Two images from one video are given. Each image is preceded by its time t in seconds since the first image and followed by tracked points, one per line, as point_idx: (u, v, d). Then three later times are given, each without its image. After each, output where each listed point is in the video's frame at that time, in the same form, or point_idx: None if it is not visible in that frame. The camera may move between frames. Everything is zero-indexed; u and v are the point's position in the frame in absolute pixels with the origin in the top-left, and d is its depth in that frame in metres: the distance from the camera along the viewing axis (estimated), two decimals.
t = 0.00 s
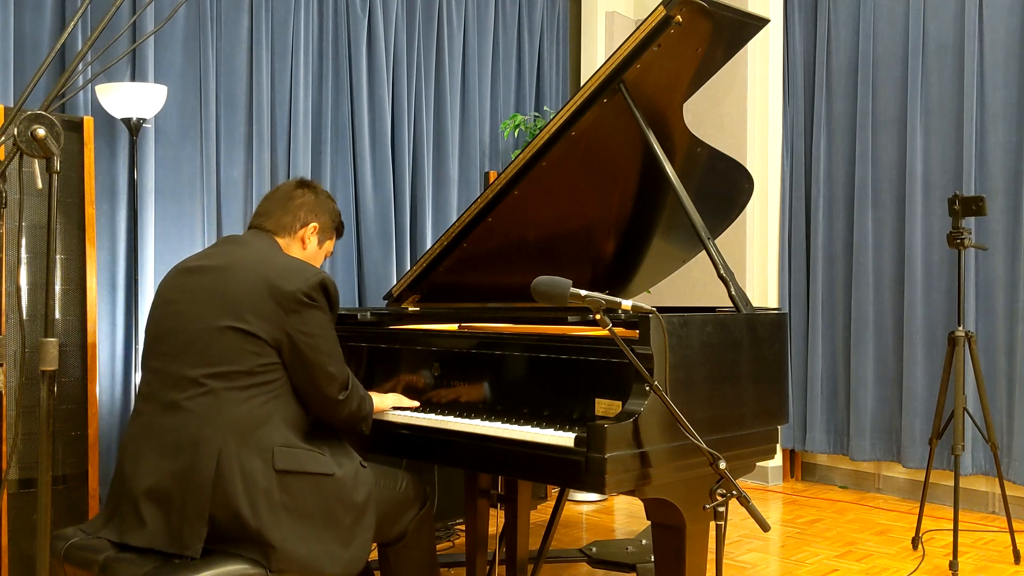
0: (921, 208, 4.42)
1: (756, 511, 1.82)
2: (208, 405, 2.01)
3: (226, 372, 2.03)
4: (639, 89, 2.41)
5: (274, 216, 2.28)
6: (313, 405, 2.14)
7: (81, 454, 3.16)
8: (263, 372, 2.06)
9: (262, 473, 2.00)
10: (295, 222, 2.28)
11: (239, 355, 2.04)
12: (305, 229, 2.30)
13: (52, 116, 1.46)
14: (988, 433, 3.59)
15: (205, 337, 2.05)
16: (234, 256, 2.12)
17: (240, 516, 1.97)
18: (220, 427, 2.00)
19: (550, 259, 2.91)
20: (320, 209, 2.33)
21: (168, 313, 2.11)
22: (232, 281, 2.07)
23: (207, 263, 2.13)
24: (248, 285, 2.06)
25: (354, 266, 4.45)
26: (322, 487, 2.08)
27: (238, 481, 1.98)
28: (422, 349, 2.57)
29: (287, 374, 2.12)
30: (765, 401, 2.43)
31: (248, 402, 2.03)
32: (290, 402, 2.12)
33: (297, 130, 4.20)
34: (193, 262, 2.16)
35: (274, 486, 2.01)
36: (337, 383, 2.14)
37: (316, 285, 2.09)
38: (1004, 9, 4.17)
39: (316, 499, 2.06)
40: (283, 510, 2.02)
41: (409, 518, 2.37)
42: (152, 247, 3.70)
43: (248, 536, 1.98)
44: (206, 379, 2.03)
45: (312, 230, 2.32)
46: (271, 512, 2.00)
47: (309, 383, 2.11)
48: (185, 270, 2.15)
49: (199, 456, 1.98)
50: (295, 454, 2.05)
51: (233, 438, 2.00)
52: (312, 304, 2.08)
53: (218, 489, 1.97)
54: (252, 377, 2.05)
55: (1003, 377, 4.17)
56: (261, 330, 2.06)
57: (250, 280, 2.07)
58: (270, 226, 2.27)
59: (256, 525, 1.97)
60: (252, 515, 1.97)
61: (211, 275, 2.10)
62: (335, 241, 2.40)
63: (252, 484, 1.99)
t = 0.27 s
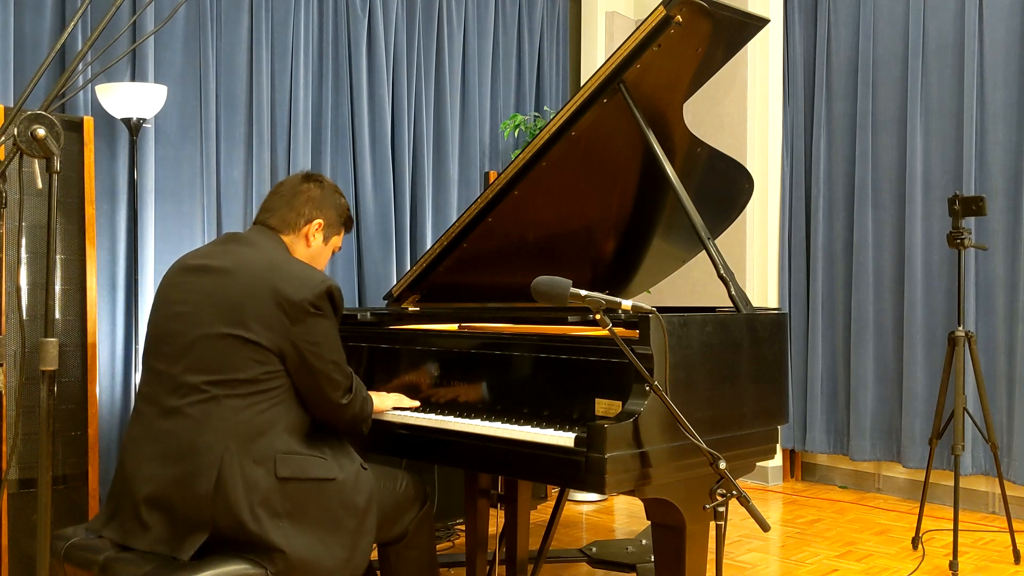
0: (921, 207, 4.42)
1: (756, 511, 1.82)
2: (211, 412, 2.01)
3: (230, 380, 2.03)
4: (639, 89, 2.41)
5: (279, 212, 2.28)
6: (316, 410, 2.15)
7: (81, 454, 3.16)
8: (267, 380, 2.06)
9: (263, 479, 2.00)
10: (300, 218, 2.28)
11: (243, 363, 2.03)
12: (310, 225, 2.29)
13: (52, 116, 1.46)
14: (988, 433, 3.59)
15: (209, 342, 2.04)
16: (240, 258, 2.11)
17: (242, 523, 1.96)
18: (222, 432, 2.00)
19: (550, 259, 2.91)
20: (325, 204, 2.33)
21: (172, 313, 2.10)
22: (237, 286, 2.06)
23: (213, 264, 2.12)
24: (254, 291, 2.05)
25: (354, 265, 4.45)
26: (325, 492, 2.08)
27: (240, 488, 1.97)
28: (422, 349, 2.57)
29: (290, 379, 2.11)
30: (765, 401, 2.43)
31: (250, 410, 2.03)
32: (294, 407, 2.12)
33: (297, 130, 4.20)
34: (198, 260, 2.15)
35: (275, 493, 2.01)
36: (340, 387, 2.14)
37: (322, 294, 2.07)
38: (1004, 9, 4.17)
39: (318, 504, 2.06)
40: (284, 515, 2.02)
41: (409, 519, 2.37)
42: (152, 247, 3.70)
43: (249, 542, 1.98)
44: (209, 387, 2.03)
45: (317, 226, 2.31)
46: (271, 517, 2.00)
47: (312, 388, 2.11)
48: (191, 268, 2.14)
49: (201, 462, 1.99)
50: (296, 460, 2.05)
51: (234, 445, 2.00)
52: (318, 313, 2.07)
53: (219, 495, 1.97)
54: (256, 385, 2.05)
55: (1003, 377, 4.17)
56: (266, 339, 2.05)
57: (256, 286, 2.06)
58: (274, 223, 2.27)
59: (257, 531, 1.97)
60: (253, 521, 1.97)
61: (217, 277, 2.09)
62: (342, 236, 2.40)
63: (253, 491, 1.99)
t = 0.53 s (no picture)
0: (921, 207, 4.42)
1: (756, 512, 1.82)
2: (209, 415, 2.02)
3: (227, 383, 2.03)
4: (639, 89, 2.41)
5: (275, 207, 2.27)
6: (314, 409, 2.15)
7: (81, 455, 3.16)
8: (264, 381, 2.06)
9: (262, 482, 2.01)
10: (296, 214, 2.28)
11: (240, 366, 2.03)
12: (305, 221, 2.29)
13: (52, 116, 1.46)
14: (988, 433, 3.59)
15: (207, 345, 2.05)
16: (235, 259, 2.10)
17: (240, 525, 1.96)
18: (219, 433, 2.00)
19: (550, 259, 2.91)
20: (322, 198, 2.32)
21: (171, 315, 2.10)
22: (231, 287, 2.06)
23: (210, 264, 2.11)
24: (248, 292, 2.05)
25: (354, 266, 4.45)
26: (325, 493, 2.07)
27: (239, 491, 1.98)
28: (422, 349, 2.57)
29: (287, 379, 2.11)
30: (765, 401, 2.43)
31: (248, 412, 2.03)
32: (292, 406, 2.13)
33: (297, 130, 4.20)
34: (195, 260, 2.14)
35: (274, 495, 2.01)
36: (337, 384, 2.14)
37: (315, 293, 2.07)
38: (1004, 9, 4.16)
39: (319, 506, 2.06)
40: (283, 517, 2.02)
41: (409, 519, 2.37)
42: (152, 247, 3.70)
43: (248, 543, 1.98)
44: (205, 388, 2.04)
45: (313, 222, 2.30)
46: (270, 519, 2.00)
47: (309, 388, 2.11)
48: (188, 268, 2.14)
49: (200, 464, 1.99)
50: (296, 462, 2.05)
51: (232, 448, 2.00)
52: (312, 313, 2.07)
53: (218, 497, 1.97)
54: (253, 387, 2.05)
55: (1003, 377, 4.17)
56: (260, 340, 2.05)
57: (251, 288, 2.05)
58: (271, 219, 2.27)
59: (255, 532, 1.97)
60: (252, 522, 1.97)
61: (212, 277, 2.09)
62: (340, 231, 2.38)
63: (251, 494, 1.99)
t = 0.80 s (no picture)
0: (921, 207, 4.42)
1: (756, 512, 1.82)
2: (206, 413, 2.02)
3: (223, 381, 2.03)
4: (639, 89, 2.41)
5: (272, 206, 2.27)
6: (314, 405, 2.13)
7: (82, 454, 3.16)
8: (261, 378, 2.05)
9: (260, 480, 2.00)
10: (293, 213, 2.28)
11: (234, 362, 2.04)
12: (304, 220, 2.30)
13: (52, 116, 1.46)
14: (988, 433, 3.59)
15: (203, 343, 2.05)
16: (229, 257, 2.11)
17: (235, 524, 1.97)
18: (215, 432, 2.00)
19: (550, 258, 2.90)
20: (319, 196, 2.32)
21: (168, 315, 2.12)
22: (223, 284, 2.07)
23: (204, 263, 2.12)
24: (239, 289, 2.05)
25: (354, 266, 4.45)
26: (323, 492, 2.07)
27: (235, 490, 1.98)
28: (422, 349, 2.57)
29: (283, 375, 2.10)
30: (766, 401, 2.43)
31: (246, 411, 2.03)
32: (292, 404, 2.11)
33: (297, 130, 4.20)
34: (190, 260, 2.16)
35: (271, 494, 2.01)
36: (334, 379, 2.13)
37: (305, 286, 2.06)
38: (1004, 9, 4.16)
39: (317, 505, 2.06)
40: (281, 517, 2.02)
41: (410, 520, 2.37)
42: (152, 246, 3.70)
43: (245, 543, 1.98)
44: (201, 387, 2.04)
45: (311, 221, 2.31)
46: (268, 518, 2.00)
47: (308, 384, 2.10)
48: (184, 269, 2.15)
49: (198, 463, 1.99)
50: (294, 461, 2.04)
51: (229, 446, 2.00)
52: (302, 306, 2.06)
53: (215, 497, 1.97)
54: (249, 384, 2.05)
55: (1003, 377, 4.17)
56: (252, 336, 2.05)
57: (243, 284, 2.05)
58: (268, 218, 2.27)
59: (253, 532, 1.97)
60: (249, 522, 1.97)
61: (206, 276, 2.10)
62: (336, 229, 2.39)
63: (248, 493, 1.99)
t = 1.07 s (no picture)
0: (921, 207, 4.42)
1: (757, 511, 1.82)
2: (211, 416, 2.01)
3: (230, 384, 2.03)
4: (639, 89, 2.41)
5: (276, 210, 2.27)
6: (316, 410, 2.15)
7: (81, 454, 3.15)
8: (267, 383, 2.06)
9: (263, 481, 2.01)
10: (297, 217, 2.28)
11: (242, 366, 2.03)
12: (307, 225, 2.30)
13: (52, 116, 1.46)
14: (988, 433, 3.59)
15: (207, 346, 2.04)
16: (236, 259, 2.10)
17: (240, 527, 1.97)
18: (220, 435, 2.00)
19: (550, 258, 2.91)
20: (322, 202, 2.34)
21: (169, 315, 2.09)
22: (232, 287, 2.06)
23: (209, 264, 2.10)
24: (251, 293, 2.04)
25: (354, 266, 4.45)
26: (324, 492, 2.08)
27: (240, 493, 1.98)
28: (422, 349, 2.57)
29: (289, 380, 2.11)
30: (766, 401, 2.44)
31: (252, 416, 2.03)
32: (296, 409, 2.12)
33: (297, 130, 4.20)
34: (193, 260, 2.13)
35: (274, 495, 2.02)
36: (339, 384, 2.15)
37: (320, 293, 2.08)
38: (1004, 9, 4.16)
39: (318, 505, 2.06)
40: (283, 517, 2.03)
41: (410, 519, 2.37)
42: (152, 246, 3.70)
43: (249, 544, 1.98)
44: (207, 389, 2.03)
45: (314, 226, 2.32)
46: (271, 519, 2.01)
47: (313, 389, 2.11)
48: (185, 270, 2.12)
49: (201, 465, 1.99)
50: (295, 462, 2.05)
51: (234, 449, 2.00)
52: (314, 313, 2.07)
53: (219, 499, 1.97)
54: (256, 388, 2.05)
55: (1003, 377, 4.17)
56: (265, 341, 2.05)
57: (255, 288, 2.05)
58: (271, 221, 2.26)
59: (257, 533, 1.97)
60: (253, 523, 1.98)
61: (212, 277, 2.08)
62: (336, 235, 2.41)
63: (252, 496, 2.00)
